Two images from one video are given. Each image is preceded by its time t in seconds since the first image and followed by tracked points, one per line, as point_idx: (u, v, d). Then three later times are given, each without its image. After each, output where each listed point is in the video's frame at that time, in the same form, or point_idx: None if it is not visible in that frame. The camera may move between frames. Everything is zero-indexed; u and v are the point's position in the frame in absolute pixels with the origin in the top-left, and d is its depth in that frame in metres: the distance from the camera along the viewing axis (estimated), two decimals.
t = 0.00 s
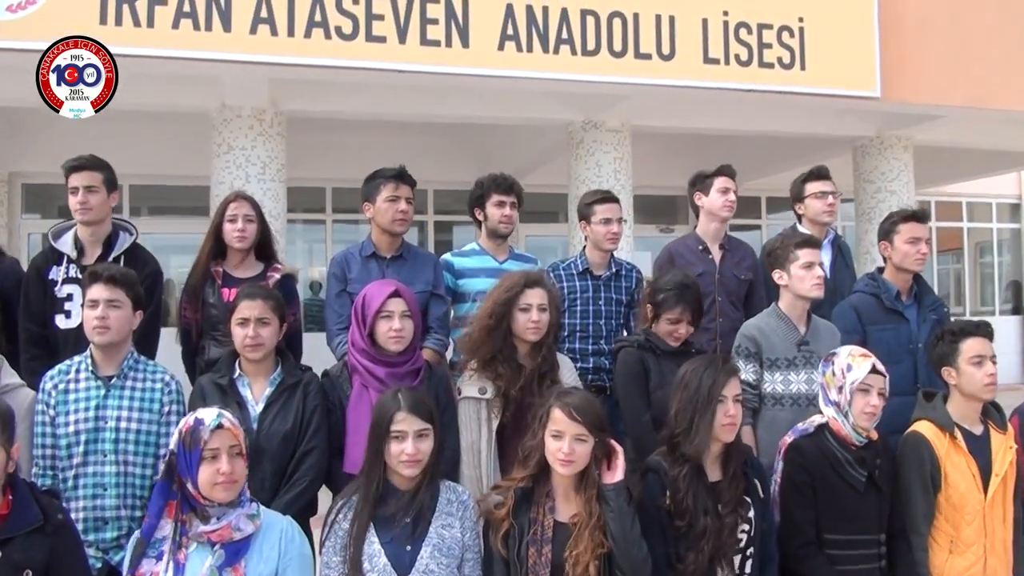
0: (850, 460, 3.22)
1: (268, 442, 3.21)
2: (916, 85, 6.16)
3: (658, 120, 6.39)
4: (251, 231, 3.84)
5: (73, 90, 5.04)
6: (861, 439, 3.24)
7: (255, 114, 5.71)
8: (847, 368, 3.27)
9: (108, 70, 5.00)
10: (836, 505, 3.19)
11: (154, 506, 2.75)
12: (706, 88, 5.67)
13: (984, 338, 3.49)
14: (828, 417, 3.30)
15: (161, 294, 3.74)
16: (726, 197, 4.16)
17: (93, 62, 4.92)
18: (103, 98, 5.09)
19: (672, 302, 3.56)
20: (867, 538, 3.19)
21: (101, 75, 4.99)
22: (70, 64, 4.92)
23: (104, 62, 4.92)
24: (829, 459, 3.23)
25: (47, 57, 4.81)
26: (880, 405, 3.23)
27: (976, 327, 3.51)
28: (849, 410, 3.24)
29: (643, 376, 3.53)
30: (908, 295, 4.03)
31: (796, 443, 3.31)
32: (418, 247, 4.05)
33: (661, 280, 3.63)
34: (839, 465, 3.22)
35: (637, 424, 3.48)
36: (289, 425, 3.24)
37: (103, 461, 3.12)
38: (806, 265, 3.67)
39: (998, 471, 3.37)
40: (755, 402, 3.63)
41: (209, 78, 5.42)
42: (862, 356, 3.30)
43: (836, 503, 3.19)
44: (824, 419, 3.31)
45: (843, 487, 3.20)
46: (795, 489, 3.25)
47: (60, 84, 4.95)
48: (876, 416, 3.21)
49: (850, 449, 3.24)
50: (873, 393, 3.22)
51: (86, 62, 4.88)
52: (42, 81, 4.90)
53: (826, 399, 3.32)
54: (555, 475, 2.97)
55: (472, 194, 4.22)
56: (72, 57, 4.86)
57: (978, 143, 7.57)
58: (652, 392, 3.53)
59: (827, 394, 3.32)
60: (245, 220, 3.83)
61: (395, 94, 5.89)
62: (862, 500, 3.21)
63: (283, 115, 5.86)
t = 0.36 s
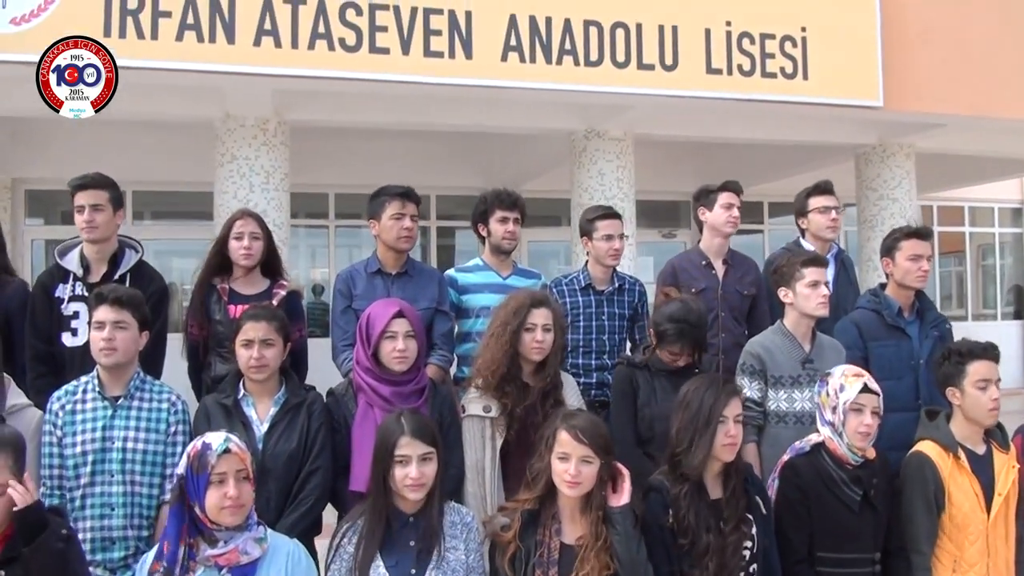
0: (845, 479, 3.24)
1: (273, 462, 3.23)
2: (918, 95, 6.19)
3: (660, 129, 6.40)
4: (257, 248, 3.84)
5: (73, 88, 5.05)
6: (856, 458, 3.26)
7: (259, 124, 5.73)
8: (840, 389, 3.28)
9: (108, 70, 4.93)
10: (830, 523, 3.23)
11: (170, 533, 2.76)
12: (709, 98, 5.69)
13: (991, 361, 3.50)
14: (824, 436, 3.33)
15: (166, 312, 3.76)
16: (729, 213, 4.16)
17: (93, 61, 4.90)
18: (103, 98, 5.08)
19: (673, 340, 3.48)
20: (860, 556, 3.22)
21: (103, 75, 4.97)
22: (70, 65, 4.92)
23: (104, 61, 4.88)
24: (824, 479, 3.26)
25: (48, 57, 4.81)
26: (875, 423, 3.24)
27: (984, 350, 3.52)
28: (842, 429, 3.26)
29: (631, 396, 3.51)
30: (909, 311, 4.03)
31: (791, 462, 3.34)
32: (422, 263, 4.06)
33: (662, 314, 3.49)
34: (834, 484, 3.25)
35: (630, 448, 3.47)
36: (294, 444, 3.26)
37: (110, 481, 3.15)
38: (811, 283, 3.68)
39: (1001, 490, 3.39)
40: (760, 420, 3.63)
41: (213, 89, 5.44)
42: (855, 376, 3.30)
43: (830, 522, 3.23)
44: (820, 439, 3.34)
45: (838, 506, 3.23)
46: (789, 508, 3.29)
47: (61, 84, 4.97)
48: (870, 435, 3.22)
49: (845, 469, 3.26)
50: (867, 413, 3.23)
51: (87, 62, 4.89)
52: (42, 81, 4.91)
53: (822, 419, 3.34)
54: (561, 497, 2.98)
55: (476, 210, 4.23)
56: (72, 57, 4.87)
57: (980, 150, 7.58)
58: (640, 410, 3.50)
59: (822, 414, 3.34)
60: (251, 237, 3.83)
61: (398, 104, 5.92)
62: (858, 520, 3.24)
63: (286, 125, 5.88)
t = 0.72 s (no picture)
0: (842, 499, 3.27)
1: (281, 482, 3.25)
2: (921, 104, 6.22)
3: (665, 137, 6.41)
4: (266, 266, 3.87)
5: (74, 89, 5.01)
6: (854, 479, 3.27)
7: (264, 134, 5.75)
8: (837, 412, 3.31)
9: (109, 70, 4.90)
10: (824, 541, 3.27)
11: (184, 559, 2.78)
12: (714, 108, 5.71)
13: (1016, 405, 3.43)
14: (823, 456, 3.36)
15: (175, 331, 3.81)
16: (736, 229, 4.17)
17: (93, 61, 4.89)
18: (103, 98, 5.05)
19: (677, 373, 3.51)
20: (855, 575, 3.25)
21: (102, 75, 4.94)
22: (70, 64, 4.91)
23: (104, 61, 4.88)
24: (819, 498, 3.31)
25: (48, 57, 4.83)
26: (871, 448, 3.26)
27: (1018, 396, 3.40)
28: (839, 451, 3.29)
29: (634, 414, 3.53)
30: (914, 327, 4.04)
31: (789, 480, 3.41)
32: (428, 280, 4.09)
33: (668, 345, 3.50)
34: (829, 504, 3.29)
35: (631, 467, 3.48)
36: (302, 466, 3.29)
37: (121, 501, 3.17)
38: (817, 302, 3.70)
39: (1001, 508, 3.41)
40: (766, 438, 3.66)
41: (219, 100, 5.45)
42: (852, 399, 3.32)
43: (824, 541, 3.27)
44: (819, 458, 3.37)
45: (833, 525, 3.27)
46: (783, 526, 3.35)
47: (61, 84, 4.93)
48: (866, 460, 3.24)
49: (842, 489, 3.29)
50: (863, 436, 3.25)
51: (87, 62, 4.89)
52: (42, 81, 4.88)
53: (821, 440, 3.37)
54: (569, 519, 3.02)
55: (483, 227, 4.25)
56: (72, 57, 4.88)
57: (985, 158, 7.60)
58: (641, 429, 3.52)
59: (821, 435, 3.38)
60: (260, 255, 3.86)
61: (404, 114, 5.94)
62: (853, 540, 3.26)
63: (291, 135, 5.90)
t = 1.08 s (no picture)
0: (844, 526, 3.30)
1: (294, 509, 3.29)
2: (927, 118, 6.25)
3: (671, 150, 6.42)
4: (275, 290, 3.89)
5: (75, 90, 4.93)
6: (856, 506, 3.30)
7: (272, 149, 5.76)
8: (834, 441, 3.34)
9: (108, 70, 4.89)
10: (827, 568, 3.29)
11: None
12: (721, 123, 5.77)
13: None
14: (824, 483, 3.39)
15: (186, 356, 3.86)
16: (745, 250, 4.19)
17: (93, 61, 4.86)
18: (104, 99, 4.93)
19: (679, 401, 3.53)
20: None
21: (103, 76, 4.90)
22: (70, 65, 4.88)
23: (104, 61, 4.88)
24: (822, 526, 3.34)
25: (48, 57, 4.84)
26: (870, 476, 3.28)
27: None
28: (839, 479, 3.32)
29: (641, 441, 3.57)
30: (921, 350, 4.05)
31: (792, 507, 3.44)
32: (437, 302, 4.11)
33: (672, 374, 3.52)
34: (831, 532, 3.32)
35: (640, 494, 3.52)
36: (314, 493, 3.33)
37: (136, 529, 3.19)
38: (825, 327, 3.71)
39: (1007, 536, 3.44)
40: (774, 463, 3.68)
41: (227, 116, 5.48)
42: (849, 427, 3.35)
43: (827, 567, 3.29)
44: (821, 484, 3.41)
45: (835, 552, 3.30)
46: (787, 553, 3.39)
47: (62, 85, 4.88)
48: (865, 487, 3.27)
49: (844, 515, 3.32)
50: (861, 465, 3.27)
51: (88, 64, 4.88)
52: (42, 82, 4.84)
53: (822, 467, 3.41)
54: (577, 549, 3.05)
55: (492, 249, 4.27)
56: (73, 58, 4.87)
57: (990, 168, 7.62)
58: (648, 455, 3.55)
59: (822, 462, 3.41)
60: (270, 279, 3.88)
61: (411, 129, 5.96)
62: (855, 566, 3.29)
63: (298, 149, 5.92)
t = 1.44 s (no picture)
0: (851, 550, 3.34)
1: (309, 536, 3.31)
2: (932, 130, 6.29)
3: (679, 161, 6.44)
4: (290, 312, 3.91)
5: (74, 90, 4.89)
6: (862, 530, 3.33)
7: (282, 162, 5.79)
8: (840, 466, 3.37)
9: (109, 70, 4.89)
10: None
11: None
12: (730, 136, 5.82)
13: None
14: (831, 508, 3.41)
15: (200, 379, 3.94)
16: (756, 270, 4.20)
17: (93, 61, 4.86)
18: (104, 99, 4.90)
19: (691, 430, 3.53)
20: None
21: (103, 75, 4.90)
22: (70, 64, 4.86)
23: (105, 61, 4.88)
24: (830, 551, 3.36)
25: (48, 57, 4.84)
26: (875, 499, 3.31)
27: None
28: (844, 504, 3.34)
29: (652, 464, 3.60)
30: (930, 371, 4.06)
31: (799, 532, 3.47)
32: (449, 323, 4.13)
33: (679, 402, 3.55)
34: (839, 556, 3.34)
35: (652, 516, 3.54)
36: (330, 519, 3.35)
37: (154, 555, 3.22)
38: (837, 351, 3.74)
39: (1011, 560, 3.46)
40: (784, 485, 3.71)
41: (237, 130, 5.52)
42: (855, 453, 3.37)
43: None
44: (827, 509, 3.43)
45: None
46: None
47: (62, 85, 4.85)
48: (870, 510, 3.30)
49: (851, 540, 3.35)
50: (866, 488, 3.30)
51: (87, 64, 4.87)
52: (42, 82, 4.84)
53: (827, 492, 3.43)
54: None
55: (504, 269, 4.29)
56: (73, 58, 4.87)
57: (996, 178, 7.65)
58: (659, 480, 3.58)
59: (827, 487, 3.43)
60: (284, 301, 3.90)
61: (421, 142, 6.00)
62: None
63: (308, 162, 5.94)
